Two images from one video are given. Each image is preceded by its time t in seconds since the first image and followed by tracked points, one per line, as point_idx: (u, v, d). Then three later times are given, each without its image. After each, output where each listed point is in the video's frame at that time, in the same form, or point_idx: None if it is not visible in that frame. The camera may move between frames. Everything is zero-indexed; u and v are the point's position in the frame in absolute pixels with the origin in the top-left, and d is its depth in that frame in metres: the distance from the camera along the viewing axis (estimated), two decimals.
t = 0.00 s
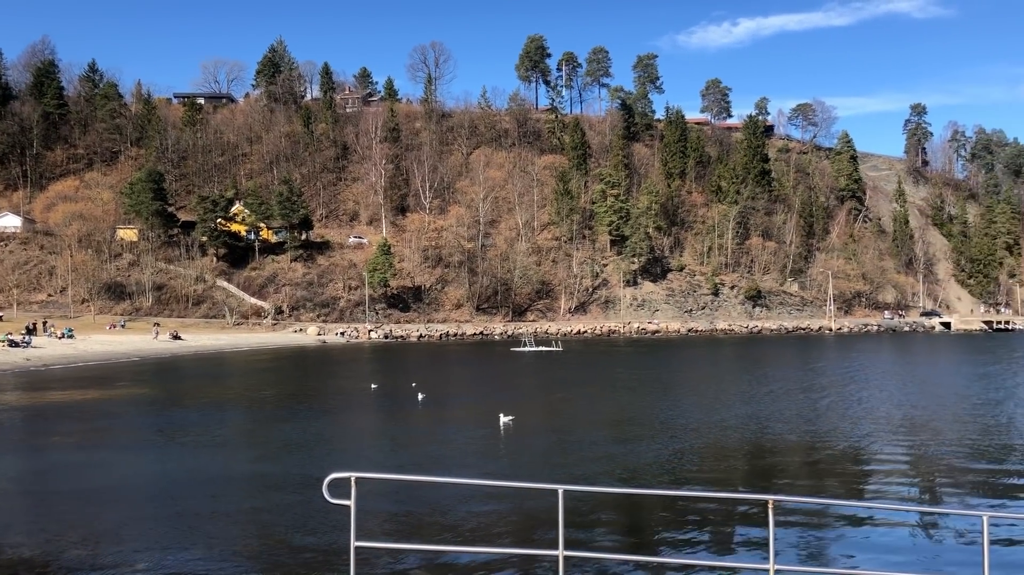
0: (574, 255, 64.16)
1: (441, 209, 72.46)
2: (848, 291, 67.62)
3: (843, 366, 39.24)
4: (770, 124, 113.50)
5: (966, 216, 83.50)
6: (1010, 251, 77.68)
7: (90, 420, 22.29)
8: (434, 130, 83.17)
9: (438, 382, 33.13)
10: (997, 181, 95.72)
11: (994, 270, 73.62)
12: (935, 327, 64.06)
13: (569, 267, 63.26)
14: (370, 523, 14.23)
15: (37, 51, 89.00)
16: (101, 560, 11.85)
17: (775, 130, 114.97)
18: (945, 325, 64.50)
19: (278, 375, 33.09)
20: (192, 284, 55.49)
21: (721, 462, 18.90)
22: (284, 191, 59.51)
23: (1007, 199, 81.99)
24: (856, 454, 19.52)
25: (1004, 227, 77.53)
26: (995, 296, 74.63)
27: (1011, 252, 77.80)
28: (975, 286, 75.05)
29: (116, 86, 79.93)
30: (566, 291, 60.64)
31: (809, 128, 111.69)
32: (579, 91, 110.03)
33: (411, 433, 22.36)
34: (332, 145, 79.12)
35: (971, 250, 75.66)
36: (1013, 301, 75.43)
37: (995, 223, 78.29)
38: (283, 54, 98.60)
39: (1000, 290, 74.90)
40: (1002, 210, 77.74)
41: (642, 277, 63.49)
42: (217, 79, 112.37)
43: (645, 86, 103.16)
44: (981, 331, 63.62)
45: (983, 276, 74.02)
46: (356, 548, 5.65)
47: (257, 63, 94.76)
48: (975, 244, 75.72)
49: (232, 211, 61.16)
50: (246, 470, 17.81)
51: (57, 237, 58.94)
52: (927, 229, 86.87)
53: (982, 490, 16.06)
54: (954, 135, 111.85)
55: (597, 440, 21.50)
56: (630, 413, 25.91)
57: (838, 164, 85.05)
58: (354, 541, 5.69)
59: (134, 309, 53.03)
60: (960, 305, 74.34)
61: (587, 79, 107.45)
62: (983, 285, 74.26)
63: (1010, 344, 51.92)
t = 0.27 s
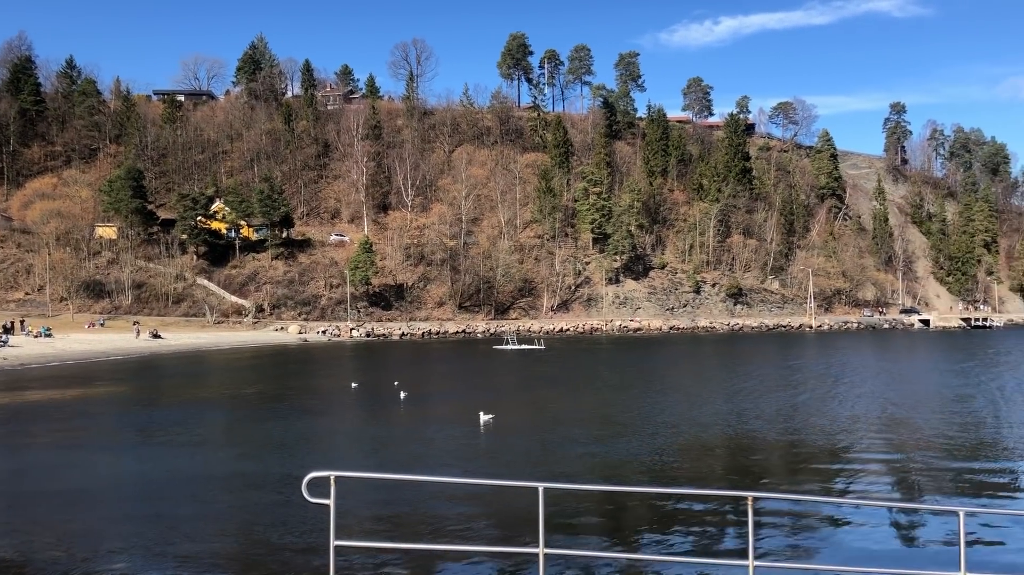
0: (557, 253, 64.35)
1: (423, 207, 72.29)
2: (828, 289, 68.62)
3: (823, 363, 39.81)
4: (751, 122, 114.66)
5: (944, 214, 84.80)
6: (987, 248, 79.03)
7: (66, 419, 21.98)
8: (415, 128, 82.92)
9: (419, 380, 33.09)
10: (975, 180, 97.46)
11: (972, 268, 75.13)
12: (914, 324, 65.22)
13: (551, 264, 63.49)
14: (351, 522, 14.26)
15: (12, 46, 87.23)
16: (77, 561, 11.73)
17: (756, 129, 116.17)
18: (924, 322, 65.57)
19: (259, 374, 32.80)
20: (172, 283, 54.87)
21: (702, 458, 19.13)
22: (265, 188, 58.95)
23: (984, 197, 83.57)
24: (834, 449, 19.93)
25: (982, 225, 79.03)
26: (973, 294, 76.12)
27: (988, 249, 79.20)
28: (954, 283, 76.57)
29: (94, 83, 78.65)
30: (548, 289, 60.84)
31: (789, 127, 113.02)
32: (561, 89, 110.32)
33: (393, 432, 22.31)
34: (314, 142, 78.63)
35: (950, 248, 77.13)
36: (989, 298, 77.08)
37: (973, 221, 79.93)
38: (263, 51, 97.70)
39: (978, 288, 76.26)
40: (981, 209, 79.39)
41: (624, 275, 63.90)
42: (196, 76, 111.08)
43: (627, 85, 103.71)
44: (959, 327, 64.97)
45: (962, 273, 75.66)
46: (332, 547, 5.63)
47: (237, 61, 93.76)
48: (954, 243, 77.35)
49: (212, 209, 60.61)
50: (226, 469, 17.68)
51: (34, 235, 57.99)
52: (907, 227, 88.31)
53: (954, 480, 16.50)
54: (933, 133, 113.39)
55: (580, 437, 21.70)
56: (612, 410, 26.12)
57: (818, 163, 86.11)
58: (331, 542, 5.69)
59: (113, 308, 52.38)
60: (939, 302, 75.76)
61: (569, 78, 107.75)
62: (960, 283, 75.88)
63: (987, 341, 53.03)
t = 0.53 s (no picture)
0: (540, 250, 64.52)
1: (405, 204, 72.06)
2: (808, 286, 69.57)
3: (803, 359, 40.40)
4: (732, 120, 115.70)
5: (923, 210, 86.18)
6: (966, 245, 81.40)
7: (45, 420, 21.71)
8: (397, 125, 82.59)
9: (402, 378, 33.04)
10: (954, 177, 99.15)
11: (951, 264, 76.71)
12: (894, 320, 66.40)
13: (534, 262, 63.65)
14: (334, 521, 14.31)
15: None
16: (57, 563, 11.66)
17: (737, 126, 117.22)
18: (904, 318, 66.62)
19: (241, 373, 32.56)
20: (152, 281, 54.24)
21: (685, 454, 19.39)
22: (246, 186, 58.35)
23: (962, 193, 85.51)
24: (811, 443, 20.37)
25: (960, 221, 81.06)
26: (952, 290, 77.70)
27: (967, 246, 81.78)
28: (932, 279, 78.06)
29: (71, 79, 77.34)
30: (531, 287, 61.03)
31: (770, 124, 114.21)
32: (543, 86, 110.49)
33: (376, 431, 22.29)
34: (295, 140, 78.09)
35: (928, 244, 78.97)
36: (968, 294, 78.85)
37: (951, 218, 81.66)
38: (244, 47, 96.69)
39: (956, 283, 78.29)
40: (960, 206, 80.98)
41: (606, 272, 64.31)
42: (176, 72, 109.83)
43: (608, 82, 104.11)
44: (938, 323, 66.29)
45: (940, 270, 77.11)
46: (315, 547, 5.66)
47: (217, 57, 92.69)
48: (933, 239, 78.84)
49: (192, 207, 60.24)
50: (209, 469, 17.60)
51: (10, 233, 57.07)
52: (887, 223, 89.71)
53: (926, 472, 16.97)
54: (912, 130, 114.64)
55: (563, 434, 21.93)
56: (595, 408, 26.33)
57: (799, 160, 87.13)
58: (313, 542, 5.71)
59: (92, 307, 51.69)
60: (919, 298, 77.24)
61: (552, 75, 107.93)
62: (939, 278, 77.32)
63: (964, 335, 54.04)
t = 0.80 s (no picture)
0: (524, 248, 64.63)
1: (389, 201, 71.82)
2: (791, 282, 70.34)
3: (785, 356, 40.92)
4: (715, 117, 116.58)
5: (905, 208, 87.38)
6: (946, 241, 81.29)
7: (24, 420, 21.47)
8: (380, 122, 82.24)
9: (385, 376, 32.99)
10: (935, 174, 100.62)
11: (932, 261, 78.06)
12: (876, 316, 67.44)
13: (518, 259, 63.76)
14: (318, 520, 14.33)
15: None
16: (38, 564, 11.60)
17: (721, 123, 118.10)
18: (885, 314, 67.69)
19: (223, 372, 32.35)
20: (133, 280, 53.69)
21: (669, 451, 19.60)
22: (228, 183, 57.80)
23: (943, 190, 86.94)
24: (792, 438, 20.81)
25: (942, 218, 80.70)
26: (933, 286, 79.01)
27: (947, 242, 83.40)
28: (914, 276, 79.31)
29: (51, 76, 76.15)
30: (515, 284, 61.16)
31: (753, 121, 115.25)
32: (527, 84, 110.59)
33: (361, 429, 22.27)
34: (277, 137, 77.56)
35: (910, 241, 80.20)
36: (949, 290, 80.24)
37: (933, 214, 81.20)
38: (226, 44, 95.81)
39: (937, 280, 79.59)
40: (941, 202, 82.33)
41: (590, 269, 64.63)
42: (157, 69, 108.81)
43: (592, 79, 104.43)
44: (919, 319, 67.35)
45: (921, 266, 78.42)
46: (297, 544, 5.69)
47: (199, 54, 91.77)
48: (914, 236, 80.11)
49: (174, 204, 59.88)
50: (192, 469, 17.54)
51: None
52: (869, 220, 90.93)
53: (903, 466, 17.43)
54: (893, 128, 116.03)
55: (547, 431, 22.20)
56: (580, 405, 26.51)
57: (781, 157, 88.01)
58: (294, 540, 5.73)
59: (74, 305, 51.06)
60: (901, 294, 78.52)
61: (535, 72, 108.05)
62: (920, 275, 78.76)
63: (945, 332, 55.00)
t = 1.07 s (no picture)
0: (509, 246, 64.71)
1: (374, 199, 71.61)
2: (774, 280, 71.11)
3: (767, 354, 41.43)
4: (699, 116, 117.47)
5: (887, 207, 88.48)
6: (928, 240, 84.39)
7: (5, 419, 21.28)
8: (365, 120, 81.93)
9: (370, 375, 32.93)
10: (917, 173, 102.04)
11: (914, 259, 79.27)
12: (858, 314, 68.44)
13: (503, 258, 63.87)
14: (301, 519, 14.37)
15: None
16: (18, 565, 11.57)
17: (705, 122, 118.98)
18: (868, 312, 68.73)
19: (205, 371, 32.12)
20: (116, 278, 53.18)
21: (655, 449, 19.80)
22: (211, 181, 57.31)
23: (924, 189, 88.23)
24: (773, 435, 21.14)
25: (923, 217, 83.62)
26: (915, 285, 80.22)
27: (929, 241, 84.68)
28: (896, 274, 80.50)
29: (31, 72, 75.13)
30: (500, 283, 61.30)
31: (737, 121, 116.21)
32: (512, 82, 110.70)
33: (346, 429, 22.24)
34: (261, 135, 77.00)
35: (893, 240, 81.34)
36: (931, 288, 81.54)
37: (914, 213, 84.16)
38: (209, 41, 94.99)
39: (919, 278, 80.83)
40: (923, 202, 83.63)
41: (575, 267, 64.91)
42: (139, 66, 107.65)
43: (577, 78, 104.78)
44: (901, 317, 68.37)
45: (903, 265, 79.63)
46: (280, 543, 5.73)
47: (182, 51, 90.96)
48: (897, 234, 81.25)
49: (158, 202, 59.23)
50: (176, 468, 17.50)
51: None
52: (851, 219, 92.15)
53: (882, 461, 17.76)
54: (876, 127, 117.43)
55: (531, 429, 22.33)
56: (565, 403, 26.66)
57: (765, 156, 88.88)
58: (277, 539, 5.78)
59: (55, 304, 50.45)
60: (883, 292, 79.72)
61: (520, 71, 108.16)
62: (903, 273, 79.90)
63: (926, 330, 55.79)
